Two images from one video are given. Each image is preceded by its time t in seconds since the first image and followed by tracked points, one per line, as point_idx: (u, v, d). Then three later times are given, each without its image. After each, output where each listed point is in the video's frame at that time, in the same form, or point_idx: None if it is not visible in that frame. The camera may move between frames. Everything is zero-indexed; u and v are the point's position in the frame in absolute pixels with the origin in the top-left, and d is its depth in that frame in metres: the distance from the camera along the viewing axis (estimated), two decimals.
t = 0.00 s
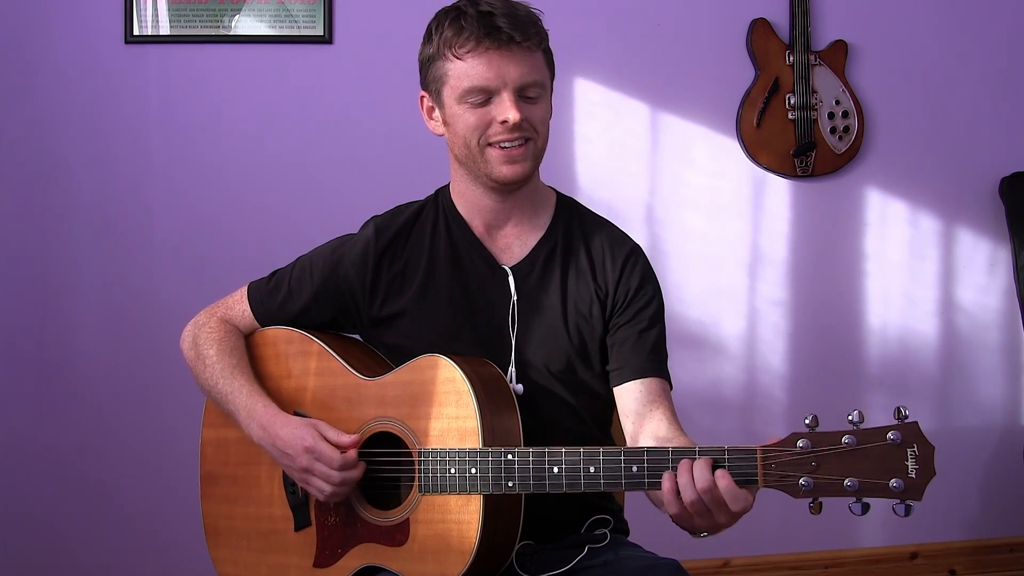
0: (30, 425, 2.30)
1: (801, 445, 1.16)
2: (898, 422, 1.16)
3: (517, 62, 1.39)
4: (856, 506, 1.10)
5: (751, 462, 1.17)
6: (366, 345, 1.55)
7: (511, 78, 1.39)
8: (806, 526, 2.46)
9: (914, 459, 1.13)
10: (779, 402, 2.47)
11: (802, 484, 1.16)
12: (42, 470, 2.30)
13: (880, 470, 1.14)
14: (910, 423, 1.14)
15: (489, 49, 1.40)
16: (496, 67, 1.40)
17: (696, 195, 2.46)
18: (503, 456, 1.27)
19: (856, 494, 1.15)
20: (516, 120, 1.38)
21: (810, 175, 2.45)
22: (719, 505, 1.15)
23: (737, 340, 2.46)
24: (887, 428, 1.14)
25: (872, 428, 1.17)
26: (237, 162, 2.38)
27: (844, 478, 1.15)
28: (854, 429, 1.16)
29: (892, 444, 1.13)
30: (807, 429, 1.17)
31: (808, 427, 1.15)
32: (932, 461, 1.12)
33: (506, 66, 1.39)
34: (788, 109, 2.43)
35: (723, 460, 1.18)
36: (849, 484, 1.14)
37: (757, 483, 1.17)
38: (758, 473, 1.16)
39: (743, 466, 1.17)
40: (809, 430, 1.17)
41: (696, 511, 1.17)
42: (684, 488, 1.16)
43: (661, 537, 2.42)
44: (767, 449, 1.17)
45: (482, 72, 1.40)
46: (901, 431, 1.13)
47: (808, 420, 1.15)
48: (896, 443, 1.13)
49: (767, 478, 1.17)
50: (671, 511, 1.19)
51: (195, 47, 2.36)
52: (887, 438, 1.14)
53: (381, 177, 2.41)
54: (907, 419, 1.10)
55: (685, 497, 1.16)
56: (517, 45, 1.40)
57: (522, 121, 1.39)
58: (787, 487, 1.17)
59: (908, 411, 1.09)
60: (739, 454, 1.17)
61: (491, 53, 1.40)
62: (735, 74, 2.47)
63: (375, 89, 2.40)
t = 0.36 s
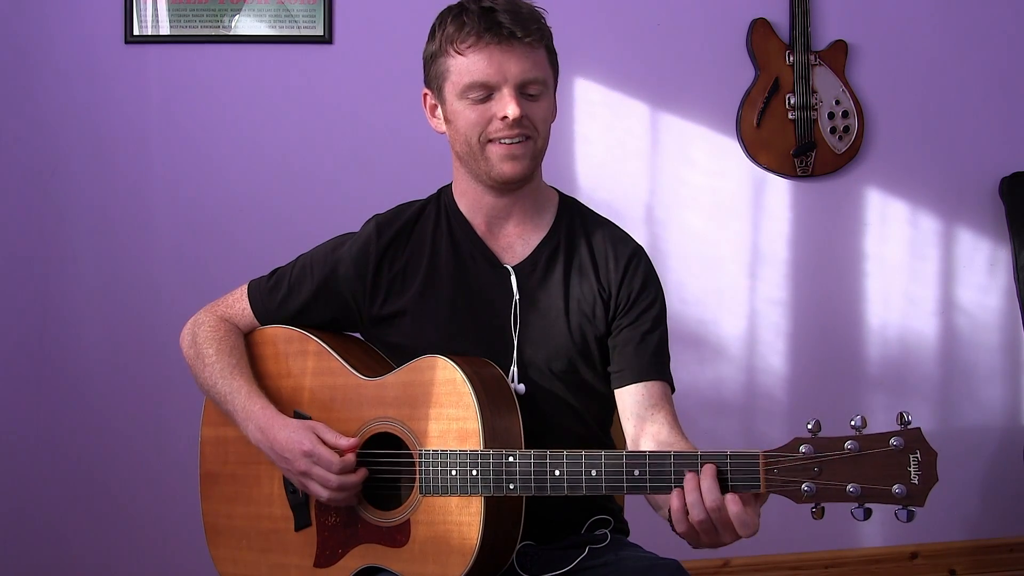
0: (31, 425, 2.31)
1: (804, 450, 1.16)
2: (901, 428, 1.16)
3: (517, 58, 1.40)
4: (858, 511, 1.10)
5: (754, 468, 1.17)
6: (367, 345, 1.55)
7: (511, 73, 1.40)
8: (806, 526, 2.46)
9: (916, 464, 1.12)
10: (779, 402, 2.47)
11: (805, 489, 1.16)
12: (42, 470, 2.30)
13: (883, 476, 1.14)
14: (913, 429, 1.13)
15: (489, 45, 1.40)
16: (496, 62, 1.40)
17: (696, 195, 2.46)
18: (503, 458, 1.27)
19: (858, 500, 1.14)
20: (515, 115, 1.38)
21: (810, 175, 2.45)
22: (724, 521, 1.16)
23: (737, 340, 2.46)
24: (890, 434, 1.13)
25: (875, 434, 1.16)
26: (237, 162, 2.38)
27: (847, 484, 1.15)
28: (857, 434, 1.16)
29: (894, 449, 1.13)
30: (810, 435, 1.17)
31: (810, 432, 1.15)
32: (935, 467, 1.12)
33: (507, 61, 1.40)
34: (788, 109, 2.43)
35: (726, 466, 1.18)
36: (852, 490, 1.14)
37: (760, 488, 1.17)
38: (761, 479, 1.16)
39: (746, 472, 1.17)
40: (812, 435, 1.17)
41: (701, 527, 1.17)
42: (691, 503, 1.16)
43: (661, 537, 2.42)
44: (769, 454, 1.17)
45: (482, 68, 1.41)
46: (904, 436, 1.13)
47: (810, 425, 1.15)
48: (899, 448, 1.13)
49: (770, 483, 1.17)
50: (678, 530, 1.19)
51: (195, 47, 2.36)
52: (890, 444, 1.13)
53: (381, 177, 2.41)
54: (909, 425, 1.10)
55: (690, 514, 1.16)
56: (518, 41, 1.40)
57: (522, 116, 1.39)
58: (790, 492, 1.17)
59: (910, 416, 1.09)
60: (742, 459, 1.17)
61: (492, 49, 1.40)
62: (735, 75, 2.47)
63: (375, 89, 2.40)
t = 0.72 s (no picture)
0: (31, 425, 2.31)
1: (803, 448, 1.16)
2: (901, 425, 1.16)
3: (507, 48, 1.42)
4: (857, 509, 1.10)
5: (753, 466, 1.17)
6: (366, 345, 1.55)
7: (501, 63, 1.41)
8: (806, 526, 2.46)
9: (916, 462, 1.12)
10: (779, 402, 2.47)
11: (804, 487, 1.16)
12: (42, 470, 2.30)
13: (883, 474, 1.14)
14: (913, 426, 1.13)
15: (480, 35, 1.43)
16: (486, 52, 1.42)
17: (696, 195, 2.46)
18: (503, 457, 1.27)
19: (858, 498, 1.14)
20: (502, 103, 1.39)
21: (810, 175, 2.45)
22: (718, 516, 1.16)
23: (738, 339, 2.46)
24: (889, 432, 1.13)
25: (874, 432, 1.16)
26: (237, 161, 2.38)
27: (846, 482, 1.15)
28: (856, 432, 1.16)
29: (894, 447, 1.13)
30: (810, 432, 1.17)
31: (810, 430, 1.15)
32: (934, 465, 1.12)
33: (497, 52, 1.42)
34: (788, 109, 2.43)
35: (725, 464, 1.17)
36: (851, 488, 1.14)
37: (759, 486, 1.17)
38: (760, 477, 1.16)
39: (746, 470, 1.17)
40: (811, 433, 1.17)
41: (695, 520, 1.17)
42: (687, 495, 1.16)
43: (661, 537, 2.42)
44: (769, 452, 1.16)
45: (472, 58, 1.42)
46: (903, 434, 1.13)
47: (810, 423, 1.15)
48: (898, 446, 1.13)
49: (769, 481, 1.17)
50: (670, 522, 1.18)
51: (195, 47, 2.36)
52: (889, 442, 1.13)
53: (382, 177, 2.41)
54: (909, 423, 1.10)
55: (685, 506, 1.16)
56: (508, 32, 1.42)
57: (509, 105, 1.40)
58: (789, 490, 1.17)
59: (910, 414, 1.09)
60: (742, 457, 1.17)
61: (482, 39, 1.43)
62: (735, 75, 2.47)
63: (375, 89, 2.40)
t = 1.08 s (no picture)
0: (31, 425, 2.30)
1: (805, 442, 1.16)
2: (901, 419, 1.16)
3: (507, 49, 1.42)
4: (859, 503, 1.10)
5: (754, 460, 1.17)
6: (366, 345, 1.55)
7: (501, 64, 1.41)
8: (806, 526, 2.46)
9: (916, 456, 1.12)
10: (779, 402, 2.47)
11: (806, 481, 1.16)
12: (42, 469, 2.30)
13: (883, 467, 1.14)
14: (913, 420, 1.13)
15: (480, 36, 1.43)
16: (486, 52, 1.42)
17: (696, 194, 2.46)
18: (504, 454, 1.27)
19: (859, 491, 1.14)
20: (502, 103, 1.39)
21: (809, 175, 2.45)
22: (723, 511, 1.16)
23: (737, 339, 2.46)
24: (890, 426, 1.13)
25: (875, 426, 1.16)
26: (237, 161, 2.38)
27: (847, 475, 1.15)
28: (857, 426, 1.16)
29: (894, 441, 1.13)
30: (811, 426, 1.17)
31: (811, 424, 1.15)
32: (935, 458, 1.12)
33: (497, 53, 1.42)
34: (788, 109, 2.43)
35: (727, 458, 1.18)
36: (852, 482, 1.14)
37: (761, 480, 1.17)
38: (762, 471, 1.16)
39: (747, 464, 1.17)
40: (812, 427, 1.17)
41: (699, 515, 1.17)
42: (690, 489, 1.16)
43: (661, 537, 2.42)
44: (770, 447, 1.16)
45: (472, 58, 1.43)
46: (904, 428, 1.13)
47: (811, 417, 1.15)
48: (899, 440, 1.13)
49: (770, 475, 1.17)
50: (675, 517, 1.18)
51: (195, 47, 2.36)
52: (890, 435, 1.13)
53: (382, 177, 2.41)
54: (909, 417, 1.10)
55: (689, 500, 1.16)
56: (508, 33, 1.42)
57: (509, 105, 1.40)
58: (790, 484, 1.17)
59: (911, 408, 1.09)
60: (743, 451, 1.17)
61: (481, 39, 1.43)
62: (735, 75, 2.47)
63: (375, 89, 2.40)
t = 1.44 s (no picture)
0: (30, 425, 2.31)
1: (804, 441, 1.16)
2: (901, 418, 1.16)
3: (506, 49, 1.42)
4: (858, 501, 1.09)
5: (754, 459, 1.17)
6: (365, 346, 1.55)
7: (500, 64, 1.41)
8: (806, 526, 2.46)
9: (916, 455, 1.12)
10: (779, 402, 2.47)
11: (805, 480, 1.16)
12: (41, 469, 2.30)
13: (883, 466, 1.13)
14: (912, 419, 1.13)
15: (479, 36, 1.43)
16: (485, 52, 1.42)
17: (696, 194, 2.46)
18: (504, 454, 1.27)
19: (858, 490, 1.14)
20: (501, 102, 1.39)
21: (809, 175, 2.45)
22: (723, 511, 1.16)
23: (737, 339, 2.46)
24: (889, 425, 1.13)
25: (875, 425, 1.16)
26: (237, 161, 2.38)
27: (847, 474, 1.15)
28: (857, 425, 1.16)
29: (894, 440, 1.13)
30: (810, 425, 1.17)
31: (810, 423, 1.15)
32: (934, 457, 1.11)
33: (496, 52, 1.42)
34: (788, 109, 2.43)
35: (726, 457, 1.18)
36: (852, 480, 1.14)
37: (761, 479, 1.17)
38: (761, 470, 1.16)
39: (747, 463, 1.17)
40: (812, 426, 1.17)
41: (699, 516, 1.17)
42: (689, 490, 1.16)
43: (661, 537, 2.42)
44: (770, 446, 1.16)
45: (471, 58, 1.43)
46: (903, 427, 1.13)
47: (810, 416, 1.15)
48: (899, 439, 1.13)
49: (770, 475, 1.17)
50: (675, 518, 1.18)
51: (194, 47, 2.36)
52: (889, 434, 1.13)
53: (382, 177, 2.41)
54: (908, 416, 1.09)
55: (688, 502, 1.16)
56: (507, 33, 1.42)
57: (508, 105, 1.40)
58: (790, 483, 1.16)
59: (910, 406, 1.08)
60: (743, 451, 1.17)
61: (480, 39, 1.43)
62: (735, 75, 2.47)
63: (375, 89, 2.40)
